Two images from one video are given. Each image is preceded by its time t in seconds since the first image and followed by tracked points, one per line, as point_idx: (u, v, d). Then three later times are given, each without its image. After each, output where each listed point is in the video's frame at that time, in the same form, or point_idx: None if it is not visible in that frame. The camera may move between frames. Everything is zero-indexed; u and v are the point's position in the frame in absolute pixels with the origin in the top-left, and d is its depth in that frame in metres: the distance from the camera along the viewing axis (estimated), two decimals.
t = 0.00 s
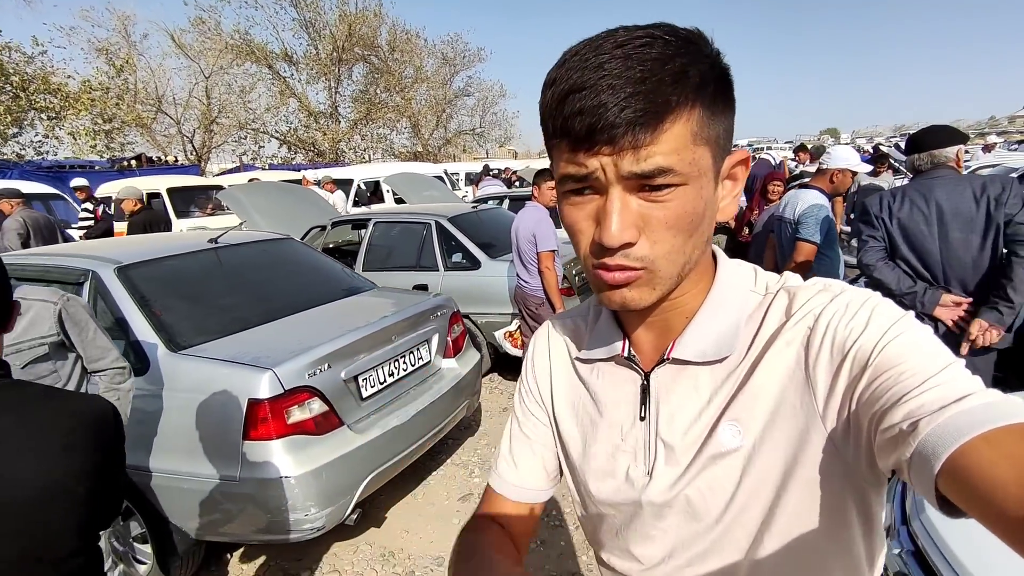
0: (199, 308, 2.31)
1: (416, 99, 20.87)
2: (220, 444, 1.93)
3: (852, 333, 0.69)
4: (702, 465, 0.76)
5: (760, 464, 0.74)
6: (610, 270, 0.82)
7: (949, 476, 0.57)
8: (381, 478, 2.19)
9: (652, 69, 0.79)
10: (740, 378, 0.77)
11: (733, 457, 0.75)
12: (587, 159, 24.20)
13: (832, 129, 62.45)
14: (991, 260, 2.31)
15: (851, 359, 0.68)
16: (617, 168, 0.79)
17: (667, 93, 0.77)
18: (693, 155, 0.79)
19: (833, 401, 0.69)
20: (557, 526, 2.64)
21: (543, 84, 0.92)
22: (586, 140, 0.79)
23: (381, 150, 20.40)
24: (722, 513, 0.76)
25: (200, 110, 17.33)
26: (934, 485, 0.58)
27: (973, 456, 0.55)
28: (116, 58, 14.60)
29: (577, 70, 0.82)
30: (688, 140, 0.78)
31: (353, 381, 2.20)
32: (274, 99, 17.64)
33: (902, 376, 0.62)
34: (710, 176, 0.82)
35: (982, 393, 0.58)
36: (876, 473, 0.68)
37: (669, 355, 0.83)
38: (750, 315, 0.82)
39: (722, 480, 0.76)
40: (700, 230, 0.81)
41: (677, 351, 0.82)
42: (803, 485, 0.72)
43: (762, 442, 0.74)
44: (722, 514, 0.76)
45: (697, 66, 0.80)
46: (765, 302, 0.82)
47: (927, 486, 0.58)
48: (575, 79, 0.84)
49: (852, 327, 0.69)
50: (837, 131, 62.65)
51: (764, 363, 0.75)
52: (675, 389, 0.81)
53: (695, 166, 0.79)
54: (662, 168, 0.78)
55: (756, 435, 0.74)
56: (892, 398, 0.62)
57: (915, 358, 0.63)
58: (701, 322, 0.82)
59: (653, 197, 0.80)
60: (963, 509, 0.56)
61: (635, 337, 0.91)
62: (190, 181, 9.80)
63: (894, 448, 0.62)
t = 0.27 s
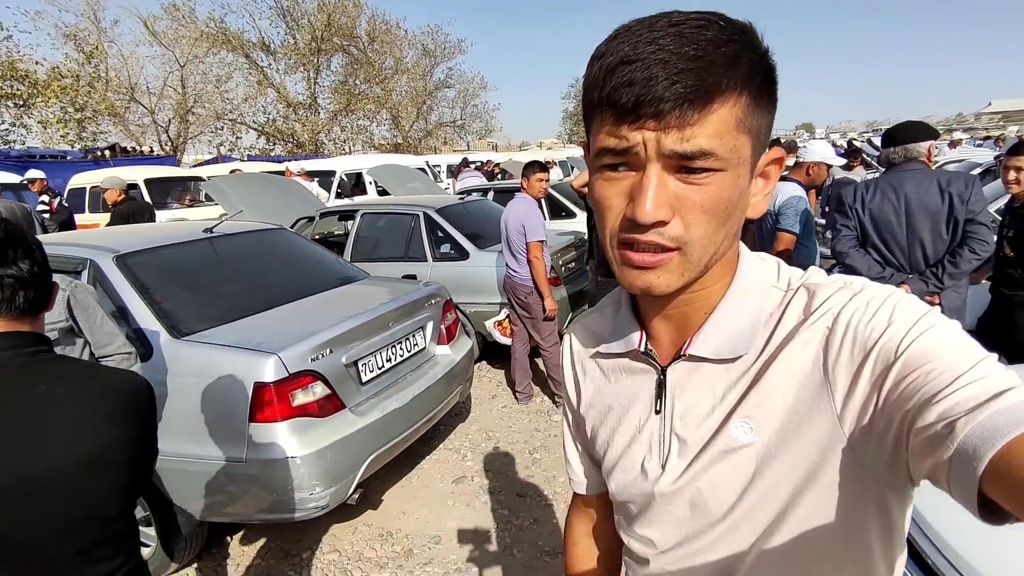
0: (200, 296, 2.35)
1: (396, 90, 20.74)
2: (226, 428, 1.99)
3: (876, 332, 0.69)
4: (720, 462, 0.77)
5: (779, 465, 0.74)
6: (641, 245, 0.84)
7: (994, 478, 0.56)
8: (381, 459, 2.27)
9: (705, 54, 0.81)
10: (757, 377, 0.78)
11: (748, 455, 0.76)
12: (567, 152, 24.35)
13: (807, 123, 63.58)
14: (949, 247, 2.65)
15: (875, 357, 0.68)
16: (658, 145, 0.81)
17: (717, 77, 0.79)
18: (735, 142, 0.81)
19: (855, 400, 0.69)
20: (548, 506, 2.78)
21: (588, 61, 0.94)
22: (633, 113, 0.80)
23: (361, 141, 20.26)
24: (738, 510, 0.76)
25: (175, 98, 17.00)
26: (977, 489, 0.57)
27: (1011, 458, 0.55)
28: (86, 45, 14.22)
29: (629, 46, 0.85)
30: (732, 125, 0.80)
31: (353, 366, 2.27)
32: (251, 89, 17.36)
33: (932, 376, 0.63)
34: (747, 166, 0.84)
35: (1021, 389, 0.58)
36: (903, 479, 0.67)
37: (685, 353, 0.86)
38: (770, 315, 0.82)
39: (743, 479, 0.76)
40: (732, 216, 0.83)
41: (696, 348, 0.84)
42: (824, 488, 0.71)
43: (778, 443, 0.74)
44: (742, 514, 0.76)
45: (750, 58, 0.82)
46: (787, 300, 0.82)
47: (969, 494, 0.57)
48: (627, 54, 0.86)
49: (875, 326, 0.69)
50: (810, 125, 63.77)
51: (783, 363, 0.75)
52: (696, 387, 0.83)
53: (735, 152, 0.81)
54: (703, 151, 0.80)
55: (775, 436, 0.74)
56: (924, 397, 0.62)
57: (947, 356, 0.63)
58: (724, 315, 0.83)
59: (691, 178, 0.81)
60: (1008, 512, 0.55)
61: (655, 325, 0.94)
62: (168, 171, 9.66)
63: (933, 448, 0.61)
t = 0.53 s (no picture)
0: (195, 296, 2.42)
1: (372, 91, 20.68)
2: (222, 421, 2.05)
3: (915, 352, 0.75)
4: (752, 473, 0.85)
5: (808, 474, 0.80)
6: (680, 252, 0.90)
7: None
8: (374, 452, 2.34)
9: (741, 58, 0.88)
10: (781, 387, 0.84)
11: (768, 462, 0.83)
12: (543, 153, 24.55)
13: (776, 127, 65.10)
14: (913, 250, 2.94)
15: (916, 376, 0.74)
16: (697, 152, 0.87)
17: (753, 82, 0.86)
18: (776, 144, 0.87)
19: (891, 417, 0.74)
20: (534, 495, 2.92)
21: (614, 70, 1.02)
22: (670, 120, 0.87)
23: (337, 143, 20.16)
24: (762, 516, 0.84)
25: (145, 98, 16.70)
26: None
27: None
28: (52, 43, 13.89)
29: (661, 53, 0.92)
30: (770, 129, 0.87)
31: (344, 363, 2.33)
32: (224, 90, 17.14)
33: (979, 404, 0.69)
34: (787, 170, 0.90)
35: None
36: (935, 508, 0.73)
37: (710, 359, 0.94)
38: (800, 327, 0.88)
39: (777, 490, 0.82)
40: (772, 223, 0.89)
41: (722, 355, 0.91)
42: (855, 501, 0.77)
43: (805, 455, 0.80)
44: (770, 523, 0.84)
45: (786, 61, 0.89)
46: (819, 314, 0.88)
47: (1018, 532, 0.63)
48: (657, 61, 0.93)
49: (911, 348, 0.75)
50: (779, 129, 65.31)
51: (807, 376, 0.81)
52: (724, 398, 0.90)
53: (775, 158, 0.87)
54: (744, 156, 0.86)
55: (798, 447, 0.80)
56: (971, 425, 0.69)
57: (994, 385, 0.70)
58: (757, 324, 0.90)
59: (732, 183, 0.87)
60: None
61: (685, 332, 1.02)
62: (140, 172, 9.51)
63: (980, 476, 0.67)
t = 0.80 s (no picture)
0: (186, 298, 2.60)
1: (352, 98, 20.70)
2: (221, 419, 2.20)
3: (916, 338, 0.84)
4: (758, 455, 0.95)
5: (810, 454, 0.90)
6: (685, 228, 1.04)
7: None
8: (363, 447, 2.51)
9: (756, 39, 1.02)
10: (785, 374, 0.96)
11: (774, 446, 0.93)
12: (525, 160, 24.74)
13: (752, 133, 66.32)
14: (898, 244, 3.67)
15: (914, 361, 0.83)
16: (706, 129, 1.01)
17: (766, 64, 1.00)
18: (782, 127, 1.01)
19: (889, 398, 0.83)
20: (521, 489, 3.04)
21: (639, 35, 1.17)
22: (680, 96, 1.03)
23: (318, 150, 20.12)
24: (766, 498, 0.95)
25: (121, 105, 16.50)
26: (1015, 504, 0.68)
27: None
28: (25, 50, 13.68)
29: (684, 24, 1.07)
30: (780, 111, 1.00)
31: (335, 360, 2.49)
32: (203, 97, 17.01)
33: (974, 388, 0.78)
34: (792, 152, 1.03)
35: None
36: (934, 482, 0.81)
37: (712, 345, 1.07)
38: (803, 314, 1.00)
39: (784, 469, 0.93)
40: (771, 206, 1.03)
41: (725, 342, 1.04)
42: (856, 476, 0.86)
43: (807, 438, 0.91)
44: (772, 498, 0.94)
45: (800, 47, 1.02)
46: (822, 298, 1.00)
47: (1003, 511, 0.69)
48: (677, 33, 1.08)
49: (914, 333, 0.84)
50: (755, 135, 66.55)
51: (810, 364, 0.92)
52: (730, 384, 1.02)
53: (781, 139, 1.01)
54: (750, 136, 1.00)
55: (801, 431, 0.91)
56: (967, 409, 0.77)
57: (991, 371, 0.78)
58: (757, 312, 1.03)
59: (737, 162, 1.02)
60: None
61: (687, 315, 1.17)
62: (117, 179, 9.41)
63: (972, 459, 0.75)
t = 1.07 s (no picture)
0: (175, 305, 2.71)
1: (338, 108, 20.71)
2: (211, 426, 2.28)
3: (885, 332, 0.89)
4: (741, 451, 1.00)
5: (790, 448, 0.96)
6: (654, 232, 1.09)
7: (994, 481, 0.73)
8: (355, 451, 2.60)
9: (715, 45, 1.09)
10: (766, 372, 1.02)
11: (756, 442, 0.99)
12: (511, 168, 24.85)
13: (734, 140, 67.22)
14: (894, 246, 3.78)
15: (885, 355, 0.88)
16: (670, 135, 1.07)
17: (725, 68, 1.07)
18: (743, 128, 1.07)
19: (862, 392, 0.89)
20: (511, 492, 3.07)
21: (606, 44, 1.24)
22: (644, 102, 1.09)
23: (303, 159, 20.09)
24: (751, 490, 1.00)
25: (104, 116, 16.40)
26: (978, 492, 0.74)
27: (1010, 463, 0.72)
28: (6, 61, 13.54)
29: (646, 33, 1.14)
30: (740, 114, 1.06)
31: (326, 366, 2.59)
32: (188, 108, 16.92)
33: (940, 379, 0.82)
34: (755, 152, 1.10)
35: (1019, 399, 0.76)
36: (907, 472, 0.86)
37: (694, 344, 1.12)
38: (781, 311, 1.06)
39: (766, 463, 0.98)
40: (737, 207, 1.09)
41: (705, 342, 1.10)
42: (835, 468, 0.92)
43: (787, 433, 0.96)
44: (757, 491, 1.00)
45: (758, 49, 1.08)
46: (799, 295, 1.06)
47: (970, 497, 0.75)
48: (640, 41, 1.15)
49: (883, 328, 0.89)
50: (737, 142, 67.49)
51: (788, 364, 0.97)
52: (712, 383, 1.08)
53: (742, 143, 1.07)
54: (712, 138, 1.06)
55: (780, 427, 0.97)
56: (933, 400, 0.81)
57: (957, 362, 0.82)
58: (735, 311, 1.09)
59: (702, 164, 1.08)
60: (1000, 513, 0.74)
61: (667, 314, 1.23)
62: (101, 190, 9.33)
63: (940, 448, 0.79)
